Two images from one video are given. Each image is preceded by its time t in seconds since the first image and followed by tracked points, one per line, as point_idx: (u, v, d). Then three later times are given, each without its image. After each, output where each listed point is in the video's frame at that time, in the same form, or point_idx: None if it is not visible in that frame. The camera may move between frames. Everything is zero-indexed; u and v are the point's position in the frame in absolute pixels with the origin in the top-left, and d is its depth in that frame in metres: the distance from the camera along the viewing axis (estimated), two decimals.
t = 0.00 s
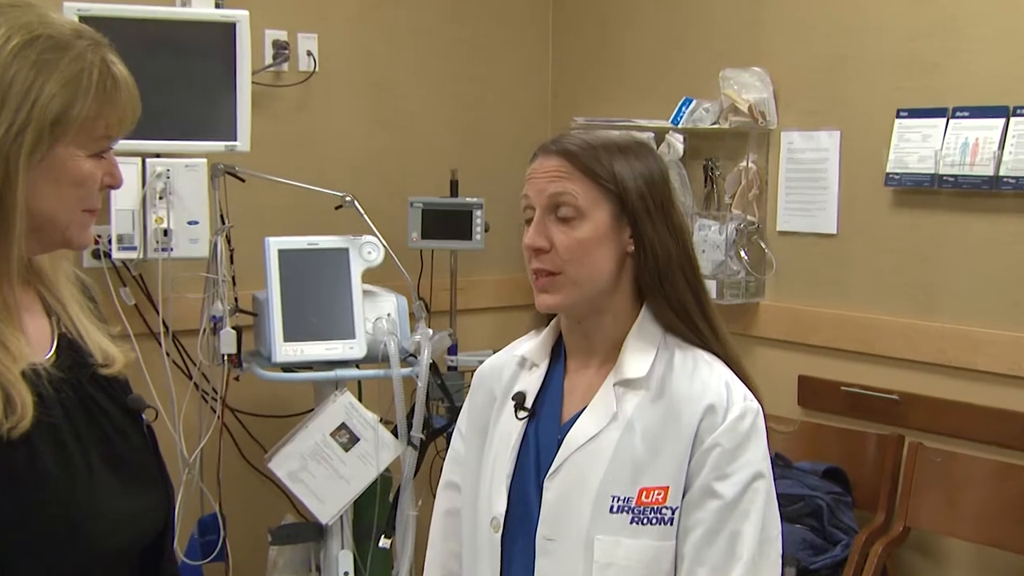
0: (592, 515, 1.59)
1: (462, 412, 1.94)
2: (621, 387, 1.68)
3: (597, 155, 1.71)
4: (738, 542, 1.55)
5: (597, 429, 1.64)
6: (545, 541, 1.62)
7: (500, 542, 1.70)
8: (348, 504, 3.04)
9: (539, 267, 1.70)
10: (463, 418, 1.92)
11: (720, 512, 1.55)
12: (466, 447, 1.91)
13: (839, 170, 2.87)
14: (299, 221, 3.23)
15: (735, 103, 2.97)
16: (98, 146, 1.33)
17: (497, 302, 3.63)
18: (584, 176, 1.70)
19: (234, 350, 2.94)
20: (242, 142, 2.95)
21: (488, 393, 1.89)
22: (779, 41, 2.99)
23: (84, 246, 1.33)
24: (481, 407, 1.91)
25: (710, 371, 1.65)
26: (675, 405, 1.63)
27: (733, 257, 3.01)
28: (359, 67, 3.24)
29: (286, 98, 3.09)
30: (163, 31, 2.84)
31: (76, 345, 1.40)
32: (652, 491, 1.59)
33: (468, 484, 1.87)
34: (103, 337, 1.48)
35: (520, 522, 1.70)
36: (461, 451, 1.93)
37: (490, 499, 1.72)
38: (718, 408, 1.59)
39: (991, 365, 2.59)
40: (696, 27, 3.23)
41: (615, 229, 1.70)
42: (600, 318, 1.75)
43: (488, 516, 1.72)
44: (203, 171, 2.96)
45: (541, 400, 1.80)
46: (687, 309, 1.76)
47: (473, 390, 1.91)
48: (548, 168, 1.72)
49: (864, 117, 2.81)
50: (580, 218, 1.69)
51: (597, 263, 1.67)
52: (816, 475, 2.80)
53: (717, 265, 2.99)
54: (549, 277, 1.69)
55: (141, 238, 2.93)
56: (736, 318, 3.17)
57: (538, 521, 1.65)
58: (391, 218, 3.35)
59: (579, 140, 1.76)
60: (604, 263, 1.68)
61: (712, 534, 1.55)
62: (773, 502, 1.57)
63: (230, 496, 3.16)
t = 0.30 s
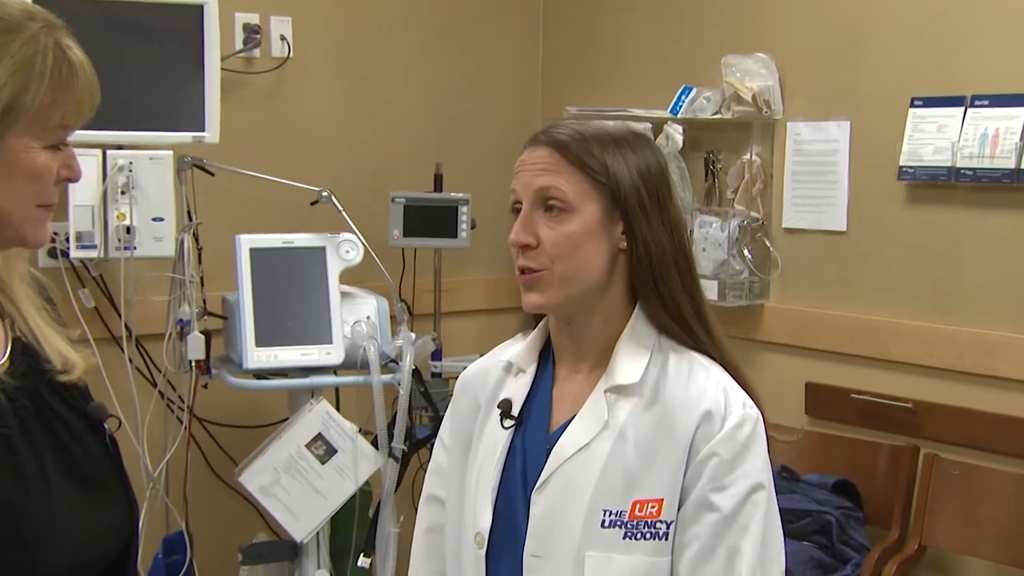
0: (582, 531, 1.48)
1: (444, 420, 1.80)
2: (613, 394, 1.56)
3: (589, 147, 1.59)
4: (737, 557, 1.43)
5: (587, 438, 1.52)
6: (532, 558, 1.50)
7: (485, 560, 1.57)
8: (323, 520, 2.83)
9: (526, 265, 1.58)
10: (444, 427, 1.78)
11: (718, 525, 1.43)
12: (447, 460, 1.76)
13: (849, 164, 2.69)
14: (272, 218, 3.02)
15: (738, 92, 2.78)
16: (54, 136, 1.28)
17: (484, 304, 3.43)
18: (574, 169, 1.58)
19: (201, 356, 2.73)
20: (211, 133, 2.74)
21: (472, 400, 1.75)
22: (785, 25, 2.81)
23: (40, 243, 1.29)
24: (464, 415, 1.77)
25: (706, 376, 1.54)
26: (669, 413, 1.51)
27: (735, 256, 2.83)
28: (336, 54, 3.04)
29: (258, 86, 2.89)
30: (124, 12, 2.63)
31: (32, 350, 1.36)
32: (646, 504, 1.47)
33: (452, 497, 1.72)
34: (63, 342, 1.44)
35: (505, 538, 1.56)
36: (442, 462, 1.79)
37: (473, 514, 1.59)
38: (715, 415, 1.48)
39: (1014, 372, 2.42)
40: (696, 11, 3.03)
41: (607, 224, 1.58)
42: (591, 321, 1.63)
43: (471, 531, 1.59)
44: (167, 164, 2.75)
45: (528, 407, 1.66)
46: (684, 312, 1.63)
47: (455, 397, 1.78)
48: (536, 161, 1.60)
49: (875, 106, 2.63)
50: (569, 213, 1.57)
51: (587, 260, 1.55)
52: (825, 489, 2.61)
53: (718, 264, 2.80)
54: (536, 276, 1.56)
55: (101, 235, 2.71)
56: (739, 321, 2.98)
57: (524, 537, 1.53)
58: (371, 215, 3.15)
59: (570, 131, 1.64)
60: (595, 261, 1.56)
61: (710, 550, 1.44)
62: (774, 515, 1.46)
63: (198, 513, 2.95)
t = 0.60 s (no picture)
0: (579, 548, 1.37)
1: (430, 433, 1.67)
2: (611, 403, 1.46)
3: (587, 141, 1.47)
4: None
5: (584, 450, 1.42)
6: None
7: None
8: (299, 540, 2.64)
9: (518, 266, 1.46)
10: (433, 437, 1.66)
11: (724, 543, 1.32)
12: (434, 475, 1.63)
13: (863, 156, 2.51)
14: (245, 214, 2.82)
15: (744, 79, 2.60)
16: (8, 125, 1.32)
17: (471, 306, 3.23)
18: (572, 164, 1.46)
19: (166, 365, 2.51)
20: (178, 122, 2.55)
21: (462, 410, 1.62)
22: (793, 7, 2.63)
23: None
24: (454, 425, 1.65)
25: (710, 384, 1.44)
26: (671, 423, 1.41)
27: (740, 255, 2.64)
28: (314, 39, 2.85)
29: (229, 72, 2.70)
30: None
31: None
32: (647, 520, 1.37)
33: (438, 514, 1.59)
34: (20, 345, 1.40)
35: (497, 556, 1.45)
36: (430, 475, 1.66)
37: (461, 532, 1.48)
38: (720, 424, 1.38)
39: None
40: None
41: (605, 224, 1.47)
42: (586, 326, 1.51)
43: (461, 549, 1.47)
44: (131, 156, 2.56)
45: (522, 418, 1.55)
46: (684, 316, 1.52)
47: (444, 405, 1.65)
48: (531, 155, 1.48)
49: (891, 94, 2.46)
50: (565, 211, 1.45)
51: (583, 264, 1.44)
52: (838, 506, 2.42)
53: (721, 264, 2.63)
54: (528, 279, 1.45)
55: (58, 233, 2.49)
56: (744, 324, 2.80)
57: (517, 556, 1.42)
58: (351, 211, 2.96)
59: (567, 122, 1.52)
60: (592, 263, 1.45)
61: (714, 569, 1.32)
62: (784, 531, 1.35)
63: (164, 531, 2.75)
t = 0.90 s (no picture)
0: (574, 563, 1.23)
1: (418, 440, 1.55)
2: (608, 407, 1.31)
3: (586, 133, 1.32)
4: None
5: (580, 457, 1.28)
6: None
7: None
8: (273, 559, 2.45)
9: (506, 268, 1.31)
10: (422, 443, 1.53)
11: (732, 557, 1.18)
12: (422, 485, 1.51)
13: (875, 148, 2.36)
14: (216, 211, 2.64)
15: (748, 66, 2.45)
16: None
17: (458, 308, 3.06)
18: (570, 159, 1.31)
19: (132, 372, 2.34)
20: (142, 112, 2.32)
21: (450, 416, 1.50)
22: None
23: None
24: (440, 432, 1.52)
25: (715, 386, 1.29)
26: (674, 427, 1.27)
27: (745, 254, 2.48)
28: (290, 24, 2.68)
29: (197, 58, 2.53)
30: None
31: None
32: (647, 531, 1.23)
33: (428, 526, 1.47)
34: None
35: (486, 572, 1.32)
36: (418, 485, 1.53)
37: (450, 544, 1.35)
38: (725, 429, 1.24)
39: None
40: None
41: (604, 225, 1.32)
42: (581, 335, 1.37)
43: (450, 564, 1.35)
44: (93, 149, 2.33)
45: (513, 423, 1.41)
46: (688, 328, 1.37)
47: (433, 411, 1.52)
48: (526, 146, 1.33)
49: (904, 82, 2.30)
50: (561, 211, 1.31)
51: (577, 270, 1.29)
52: (849, 521, 2.24)
53: (724, 263, 2.47)
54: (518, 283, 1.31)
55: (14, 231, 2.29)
56: (748, 327, 2.64)
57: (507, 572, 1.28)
58: (330, 208, 2.79)
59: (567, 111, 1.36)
60: (588, 268, 1.30)
61: None
62: (795, 543, 1.21)
63: (129, 550, 2.57)
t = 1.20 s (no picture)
0: None
1: (404, 452, 1.49)
2: (605, 415, 1.24)
3: (595, 132, 1.22)
4: None
5: (574, 468, 1.20)
6: None
7: None
8: None
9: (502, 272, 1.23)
10: (406, 457, 1.47)
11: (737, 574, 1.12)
12: (407, 500, 1.45)
13: (888, 140, 2.21)
14: (186, 209, 2.49)
15: (753, 54, 2.31)
16: None
17: (445, 312, 2.90)
18: (575, 160, 1.22)
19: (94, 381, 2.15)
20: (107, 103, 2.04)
21: (435, 427, 1.43)
22: None
23: None
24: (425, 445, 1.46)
25: (719, 392, 1.22)
26: (675, 437, 1.20)
27: (749, 253, 2.33)
28: (264, 10, 2.52)
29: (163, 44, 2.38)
30: None
31: None
32: (645, 546, 1.16)
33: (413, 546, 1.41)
34: None
35: None
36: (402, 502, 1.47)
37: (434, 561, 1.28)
38: (729, 438, 1.17)
39: None
40: None
41: (607, 232, 1.23)
42: (575, 345, 1.30)
43: None
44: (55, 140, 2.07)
45: (502, 431, 1.34)
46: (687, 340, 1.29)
47: (417, 422, 1.46)
48: (530, 143, 1.23)
49: (917, 70, 2.16)
50: (563, 216, 1.22)
51: (577, 280, 1.21)
52: (861, 540, 2.08)
53: (728, 263, 2.32)
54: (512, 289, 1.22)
55: None
56: (752, 332, 2.49)
57: None
58: (309, 205, 2.63)
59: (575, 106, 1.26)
60: (587, 278, 1.22)
61: None
62: (803, 557, 1.14)
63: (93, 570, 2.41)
